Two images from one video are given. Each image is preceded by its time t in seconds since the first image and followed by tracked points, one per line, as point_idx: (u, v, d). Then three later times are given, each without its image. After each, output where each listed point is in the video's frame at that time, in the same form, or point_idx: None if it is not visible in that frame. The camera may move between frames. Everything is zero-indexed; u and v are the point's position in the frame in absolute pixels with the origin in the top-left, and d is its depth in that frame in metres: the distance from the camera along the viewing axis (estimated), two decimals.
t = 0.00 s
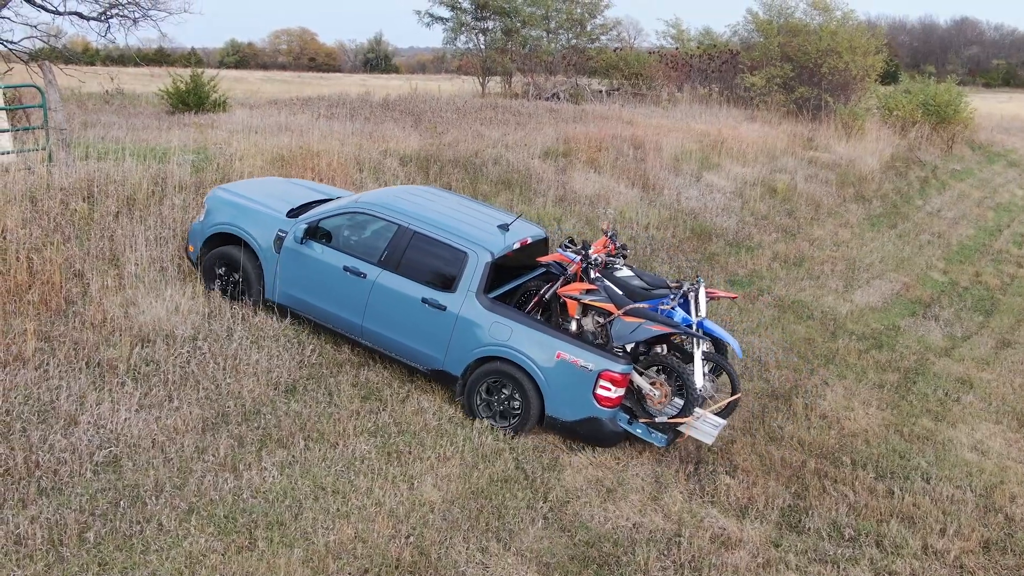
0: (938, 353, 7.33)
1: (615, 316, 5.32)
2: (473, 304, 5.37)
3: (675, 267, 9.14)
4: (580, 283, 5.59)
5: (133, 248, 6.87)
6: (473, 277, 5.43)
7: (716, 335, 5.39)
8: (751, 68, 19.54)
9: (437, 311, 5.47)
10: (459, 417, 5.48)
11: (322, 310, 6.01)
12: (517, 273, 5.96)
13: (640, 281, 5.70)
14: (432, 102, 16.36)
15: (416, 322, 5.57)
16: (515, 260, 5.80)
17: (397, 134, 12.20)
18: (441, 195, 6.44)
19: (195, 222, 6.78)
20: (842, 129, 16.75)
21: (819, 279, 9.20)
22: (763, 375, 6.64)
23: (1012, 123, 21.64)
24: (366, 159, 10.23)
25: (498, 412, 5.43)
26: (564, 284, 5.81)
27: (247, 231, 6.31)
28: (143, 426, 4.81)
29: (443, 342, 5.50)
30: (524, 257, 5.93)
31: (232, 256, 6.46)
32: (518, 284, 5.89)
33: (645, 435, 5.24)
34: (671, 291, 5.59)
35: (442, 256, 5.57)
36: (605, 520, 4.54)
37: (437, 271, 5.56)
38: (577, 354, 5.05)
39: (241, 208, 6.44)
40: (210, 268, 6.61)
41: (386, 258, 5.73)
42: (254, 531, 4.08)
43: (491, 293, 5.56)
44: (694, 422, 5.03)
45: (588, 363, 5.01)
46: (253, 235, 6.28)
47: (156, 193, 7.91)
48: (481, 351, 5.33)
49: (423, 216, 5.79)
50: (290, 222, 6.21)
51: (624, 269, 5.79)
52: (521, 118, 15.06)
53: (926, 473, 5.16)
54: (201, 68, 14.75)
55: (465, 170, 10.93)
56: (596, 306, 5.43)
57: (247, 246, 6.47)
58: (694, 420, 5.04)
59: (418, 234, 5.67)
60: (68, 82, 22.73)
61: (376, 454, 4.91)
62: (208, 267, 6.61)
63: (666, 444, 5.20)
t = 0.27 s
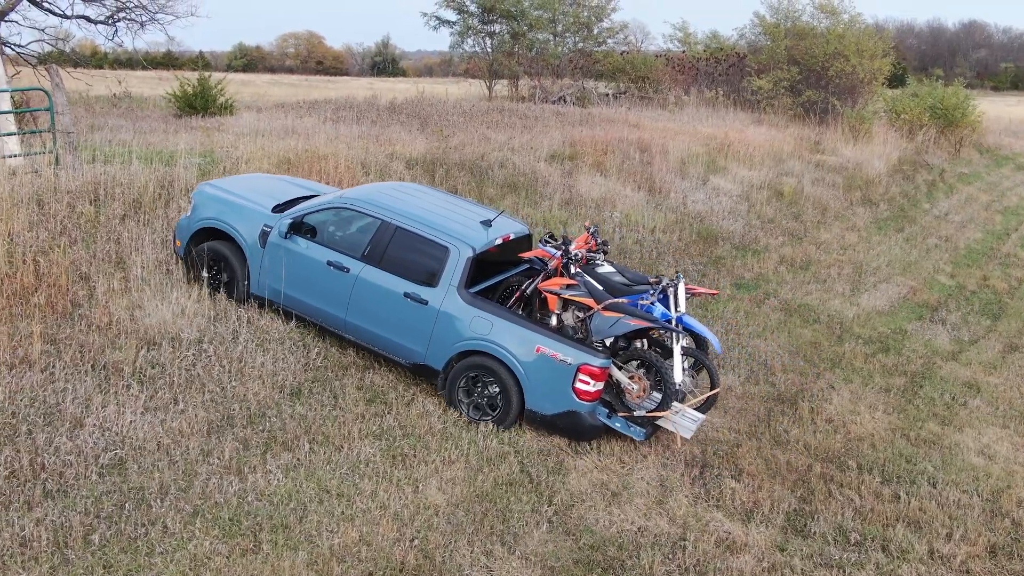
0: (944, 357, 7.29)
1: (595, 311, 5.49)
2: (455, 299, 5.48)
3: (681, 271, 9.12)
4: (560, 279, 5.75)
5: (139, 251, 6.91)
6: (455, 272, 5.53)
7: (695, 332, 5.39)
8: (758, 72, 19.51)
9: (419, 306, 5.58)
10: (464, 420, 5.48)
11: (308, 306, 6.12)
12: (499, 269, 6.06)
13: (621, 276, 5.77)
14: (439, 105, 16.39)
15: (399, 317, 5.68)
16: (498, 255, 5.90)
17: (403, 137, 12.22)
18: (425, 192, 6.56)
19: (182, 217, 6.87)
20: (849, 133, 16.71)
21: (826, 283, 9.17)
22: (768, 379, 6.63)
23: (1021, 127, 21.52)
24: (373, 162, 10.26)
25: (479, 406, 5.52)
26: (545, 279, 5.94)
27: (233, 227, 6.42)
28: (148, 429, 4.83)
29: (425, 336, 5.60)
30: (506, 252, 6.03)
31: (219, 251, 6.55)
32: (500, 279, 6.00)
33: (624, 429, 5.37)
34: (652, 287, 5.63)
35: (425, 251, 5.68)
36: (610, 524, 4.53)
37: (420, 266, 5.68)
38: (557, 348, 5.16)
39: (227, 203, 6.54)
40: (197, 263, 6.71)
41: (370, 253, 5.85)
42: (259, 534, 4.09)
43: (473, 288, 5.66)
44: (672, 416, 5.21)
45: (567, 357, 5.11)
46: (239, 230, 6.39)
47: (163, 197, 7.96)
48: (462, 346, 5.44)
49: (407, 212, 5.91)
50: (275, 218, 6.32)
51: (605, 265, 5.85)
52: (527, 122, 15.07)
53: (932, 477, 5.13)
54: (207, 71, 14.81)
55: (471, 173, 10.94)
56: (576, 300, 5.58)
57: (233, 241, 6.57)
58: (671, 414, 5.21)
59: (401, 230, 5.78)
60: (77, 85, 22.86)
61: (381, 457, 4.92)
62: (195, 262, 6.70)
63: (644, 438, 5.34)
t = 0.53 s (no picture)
0: (956, 362, 7.24)
1: (580, 307, 5.54)
2: (442, 296, 5.55)
3: (691, 276, 9.10)
4: (546, 276, 5.80)
5: (150, 255, 6.97)
6: (442, 269, 5.61)
7: (681, 326, 5.51)
8: (770, 76, 19.46)
9: (407, 303, 5.66)
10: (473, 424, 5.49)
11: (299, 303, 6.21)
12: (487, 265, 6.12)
13: (607, 274, 6.01)
14: (449, 110, 16.45)
15: (388, 314, 5.77)
16: (487, 252, 5.98)
17: (414, 142, 12.27)
18: (414, 189, 6.64)
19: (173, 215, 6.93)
20: (861, 137, 16.64)
21: (837, 288, 9.13)
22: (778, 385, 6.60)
23: None
24: (383, 166, 10.31)
25: (467, 402, 5.60)
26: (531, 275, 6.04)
27: (223, 225, 6.48)
28: (158, 433, 4.86)
29: (413, 333, 5.69)
30: (494, 249, 6.10)
31: (210, 248, 6.62)
32: (488, 275, 6.13)
33: (609, 424, 5.34)
34: (638, 283, 5.74)
35: (413, 249, 5.77)
36: (619, 529, 4.52)
37: (407, 263, 5.76)
38: (542, 344, 5.22)
39: (217, 200, 6.60)
40: (189, 261, 6.78)
41: (359, 250, 5.94)
42: (267, 538, 4.11)
43: (460, 284, 5.74)
44: (655, 411, 5.38)
45: (552, 354, 5.18)
46: (229, 227, 6.45)
47: (174, 201, 8.03)
48: (449, 342, 5.51)
49: (394, 210, 5.99)
50: (265, 216, 6.39)
51: (592, 263, 6.15)
52: (538, 126, 15.10)
53: (943, 484, 5.09)
54: (220, 76, 14.93)
55: (481, 178, 10.98)
56: (560, 296, 5.62)
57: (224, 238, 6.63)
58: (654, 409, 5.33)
59: (389, 227, 5.86)
60: (92, 91, 23.10)
61: (389, 461, 4.93)
62: (187, 260, 6.77)
63: (629, 433, 5.28)
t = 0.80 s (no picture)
0: (962, 371, 7.21)
1: (562, 309, 5.66)
2: (426, 297, 5.67)
3: (695, 284, 9.09)
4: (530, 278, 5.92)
5: (154, 263, 6.99)
6: (426, 270, 5.74)
7: (662, 328, 5.65)
8: (774, 85, 19.49)
9: (392, 304, 5.78)
10: (476, 433, 5.49)
11: (287, 305, 6.33)
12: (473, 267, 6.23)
13: (591, 276, 6.04)
14: (454, 118, 16.51)
15: (373, 315, 5.88)
16: (472, 254, 6.10)
17: (418, 150, 12.31)
18: (400, 192, 6.77)
19: (163, 217, 7.06)
20: (866, 146, 16.64)
21: (841, 297, 9.11)
22: (783, 394, 6.59)
23: None
24: (388, 175, 10.34)
25: (450, 402, 5.71)
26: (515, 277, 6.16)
27: (212, 227, 6.61)
28: (160, 441, 4.87)
29: (398, 334, 5.81)
30: (479, 251, 6.22)
31: (200, 250, 6.75)
32: (474, 276, 6.16)
33: (591, 425, 5.39)
34: (621, 285, 5.86)
35: (398, 250, 5.89)
36: (622, 538, 4.51)
37: (392, 265, 5.88)
38: (524, 345, 5.33)
39: (207, 203, 6.74)
40: (180, 263, 6.90)
41: (345, 252, 6.06)
42: (269, 547, 4.11)
43: (445, 286, 5.86)
44: (638, 412, 5.36)
45: (534, 354, 5.29)
46: (217, 229, 6.58)
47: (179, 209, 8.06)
48: (433, 343, 5.63)
49: (380, 211, 6.11)
50: (253, 217, 6.51)
51: (576, 265, 6.19)
52: (542, 135, 15.13)
53: (948, 493, 5.07)
54: (225, 85, 15.01)
55: (485, 186, 11.00)
56: (544, 298, 5.74)
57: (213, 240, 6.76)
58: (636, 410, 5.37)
59: (374, 229, 5.99)
60: (98, 99, 23.23)
61: (392, 470, 4.93)
62: (177, 262, 6.90)
63: (611, 433, 5.34)
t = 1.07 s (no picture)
0: (966, 380, 7.19)
1: (549, 309, 5.68)
2: (414, 298, 5.74)
3: (699, 293, 9.09)
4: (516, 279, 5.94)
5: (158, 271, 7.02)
6: (413, 271, 5.80)
7: (648, 329, 5.71)
8: (778, 94, 19.53)
9: (380, 305, 5.85)
10: (479, 441, 5.49)
11: (277, 306, 6.38)
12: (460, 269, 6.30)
13: (578, 276, 6.10)
14: (458, 127, 16.57)
15: (362, 316, 5.95)
16: (459, 255, 6.17)
17: (422, 159, 12.36)
18: (388, 194, 6.86)
19: (154, 220, 7.12)
20: (870, 155, 16.64)
21: (845, 305, 9.09)
22: (787, 402, 6.57)
23: None
24: (392, 183, 10.39)
25: (438, 403, 5.76)
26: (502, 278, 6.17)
27: (202, 229, 6.67)
28: (163, 448, 4.88)
29: (386, 334, 5.87)
30: (466, 252, 6.29)
31: (191, 253, 6.81)
32: (462, 278, 6.24)
33: (578, 425, 5.53)
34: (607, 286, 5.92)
35: (385, 251, 5.96)
36: (626, 547, 4.50)
37: (380, 266, 5.96)
38: (510, 345, 5.39)
39: (197, 206, 6.81)
40: (170, 265, 6.96)
41: (333, 253, 6.13)
42: (272, 555, 4.11)
43: (432, 287, 5.92)
44: (624, 413, 5.44)
45: (520, 354, 5.35)
46: (207, 232, 6.65)
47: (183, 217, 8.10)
48: (420, 343, 5.69)
49: (368, 213, 6.19)
50: (242, 220, 6.58)
51: (563, 265, 6.28)
52: (547, 143, 15.17)
53: (954, 502, 5.04)
54: (229, 94, 15.10)
55: (489, 195, 11.03)
56: (530, 298, 5.76)
57: (203, 243, 6.82)
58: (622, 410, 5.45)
59: (362, 230, 6.06)
60: (105, 108, 23.37)
61: (395, 478, 4.92)
62: (167, 265, 6.96)
63: (597, 433, 5.49)
